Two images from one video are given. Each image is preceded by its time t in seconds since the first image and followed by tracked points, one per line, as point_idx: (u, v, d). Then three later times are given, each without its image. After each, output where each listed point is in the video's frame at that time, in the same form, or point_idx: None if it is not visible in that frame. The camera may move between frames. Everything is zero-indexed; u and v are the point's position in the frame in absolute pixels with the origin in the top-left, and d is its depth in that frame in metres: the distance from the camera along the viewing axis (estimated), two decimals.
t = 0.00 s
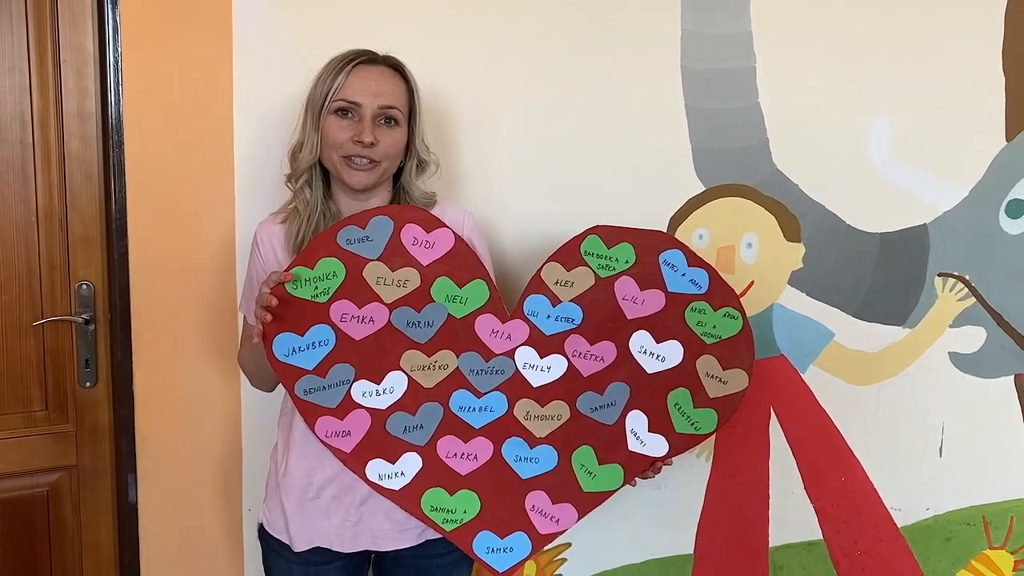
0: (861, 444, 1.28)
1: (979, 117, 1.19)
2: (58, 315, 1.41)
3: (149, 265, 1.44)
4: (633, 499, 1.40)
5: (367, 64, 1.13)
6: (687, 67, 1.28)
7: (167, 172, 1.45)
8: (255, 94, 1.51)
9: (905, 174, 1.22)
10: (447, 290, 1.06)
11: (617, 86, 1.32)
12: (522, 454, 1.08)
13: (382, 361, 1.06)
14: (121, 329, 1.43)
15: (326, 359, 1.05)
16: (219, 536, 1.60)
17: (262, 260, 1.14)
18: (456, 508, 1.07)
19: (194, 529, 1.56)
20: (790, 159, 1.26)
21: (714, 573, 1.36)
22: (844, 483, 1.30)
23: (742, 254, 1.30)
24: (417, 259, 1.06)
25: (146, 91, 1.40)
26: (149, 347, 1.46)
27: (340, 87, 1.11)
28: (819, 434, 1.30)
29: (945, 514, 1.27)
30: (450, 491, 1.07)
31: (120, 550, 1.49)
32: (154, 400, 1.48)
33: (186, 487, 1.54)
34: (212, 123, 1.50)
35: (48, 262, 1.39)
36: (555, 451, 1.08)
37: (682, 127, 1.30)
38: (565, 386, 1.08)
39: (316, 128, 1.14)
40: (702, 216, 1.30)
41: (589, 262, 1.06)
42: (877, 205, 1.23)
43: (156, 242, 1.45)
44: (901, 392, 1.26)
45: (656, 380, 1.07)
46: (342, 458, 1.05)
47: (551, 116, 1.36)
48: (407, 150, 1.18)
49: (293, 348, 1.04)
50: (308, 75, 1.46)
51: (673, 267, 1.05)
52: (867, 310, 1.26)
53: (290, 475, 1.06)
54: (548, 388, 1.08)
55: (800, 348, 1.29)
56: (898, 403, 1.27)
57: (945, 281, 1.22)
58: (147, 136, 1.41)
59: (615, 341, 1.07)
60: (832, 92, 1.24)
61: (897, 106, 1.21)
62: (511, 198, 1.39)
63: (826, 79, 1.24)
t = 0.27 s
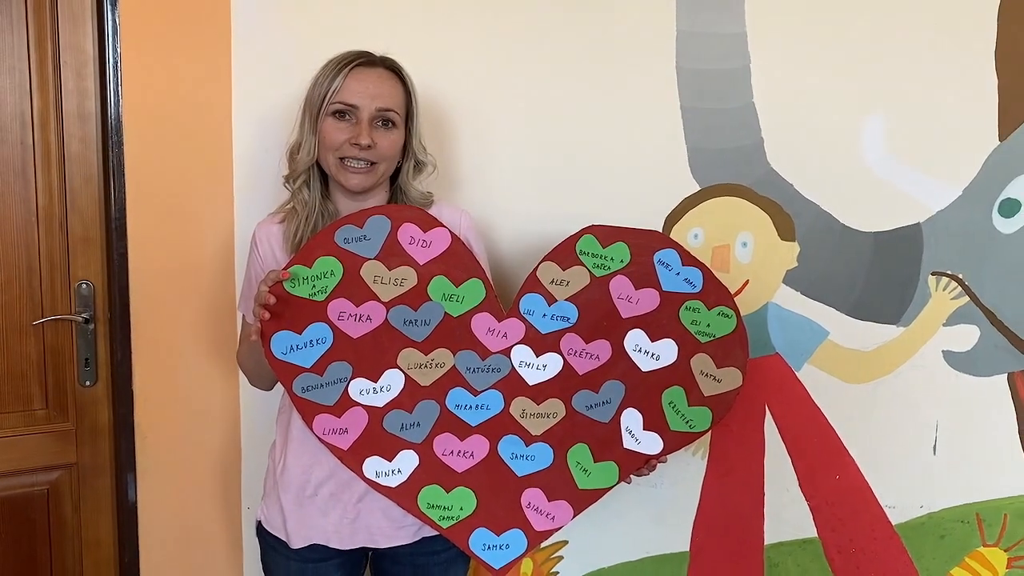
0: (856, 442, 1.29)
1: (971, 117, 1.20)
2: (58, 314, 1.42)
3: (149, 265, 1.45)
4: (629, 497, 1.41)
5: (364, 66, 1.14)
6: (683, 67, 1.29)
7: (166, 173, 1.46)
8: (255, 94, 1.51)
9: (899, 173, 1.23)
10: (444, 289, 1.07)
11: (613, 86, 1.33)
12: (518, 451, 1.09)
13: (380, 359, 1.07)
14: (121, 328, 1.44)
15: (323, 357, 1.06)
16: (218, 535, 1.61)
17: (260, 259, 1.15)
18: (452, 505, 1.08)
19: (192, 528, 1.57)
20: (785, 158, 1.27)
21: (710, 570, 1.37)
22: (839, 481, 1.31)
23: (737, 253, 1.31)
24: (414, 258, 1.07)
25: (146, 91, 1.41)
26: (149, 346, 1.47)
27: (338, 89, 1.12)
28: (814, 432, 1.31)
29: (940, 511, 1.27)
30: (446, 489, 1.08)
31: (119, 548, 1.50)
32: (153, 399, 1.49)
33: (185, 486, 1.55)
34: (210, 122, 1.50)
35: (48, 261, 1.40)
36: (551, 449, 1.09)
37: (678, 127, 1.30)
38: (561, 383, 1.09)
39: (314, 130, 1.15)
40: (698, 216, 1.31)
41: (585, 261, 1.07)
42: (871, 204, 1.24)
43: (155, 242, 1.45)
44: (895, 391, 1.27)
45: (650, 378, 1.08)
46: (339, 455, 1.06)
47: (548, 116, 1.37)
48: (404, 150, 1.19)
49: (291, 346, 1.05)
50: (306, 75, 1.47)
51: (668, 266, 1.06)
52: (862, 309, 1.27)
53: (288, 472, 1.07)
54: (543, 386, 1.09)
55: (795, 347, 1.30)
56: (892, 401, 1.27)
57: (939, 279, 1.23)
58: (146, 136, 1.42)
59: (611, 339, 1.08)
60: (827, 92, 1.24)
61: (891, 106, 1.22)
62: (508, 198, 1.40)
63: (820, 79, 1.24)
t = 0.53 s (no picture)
0: (851, 441, 1.30)
1: (967, 116, 1.20)
2: (56, 313, 1.42)
3: (146, 264, 1.46)
4: (625, 496, 1.41)
5: (361, 66, 1.15)
6: (678, 67, 1.30)
7: (164, 172, 1.45)
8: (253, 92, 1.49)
9: (894, 174, 1.23)
10: (439, 288, 1.08)
11: (610, 86, 1.34)
12: (513, 450, 1.09)
13: (375, 359, 1.08)
14: (119, 328, 1.45)
15: (319, 356, 1.06)
16: (216, 537, 1.59)
17: (256, 259, 1.14)
18: (447, 504, 1.08)
19: (191, 529, 1.56)
20: (780, 158, 1.27)
21: (706, 568, 1.38)
22: (834, 479, 1.31)
23: (732, 253, 1.31)
24: (409, 257, 1.07)
25: (143, 91, 1.41)
26: (147, 346, 1.47)
27: (334, 89, 1.13)
28: (809, 430, 1.31)
29: (934, 510, 1.28)
30: (442, 487, 1.08)
31: (117, 546, 1.51)
32: (151, 398, 1.49)
33: (183, 486, 1.54)
34: (207, 121, 1.48)
35: (47, 261, 1.41)
36: (545, 448, 1.09)
37: (674, 127, 1.31)
38: (555, 382, 1.09)
39: (310, 129, 1.15)
40: (693, 216, 1.32)
41: (579, 261, 1.08)
42: (866, 204, 1.25)
43: (152, 242, 1.45)
44: (890, 390, 1.27)
45: (644, 377, 1.09)
46: (334, 454, 1.06)
47: (544, 116, 1.37)
48: (400, 151, 1.20)
49: (286, 345, 1.05)
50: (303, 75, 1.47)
51: (662, 266, 1.07)
52: (856, 308, 1.27)
53: (284, 471, 1.07)
54: (538, 385, 1.09)
55: (790, 347, 1.31)
56: (887, 400, 1.28)
57: (933, 279, 1.23)
58: (144, 136, 1.42)
59: (605, 338, 1.09)
60: (822, 92, 1.25)
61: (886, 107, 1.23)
62: (505, 198, 1.41)
63: (816, 79, 1.25)
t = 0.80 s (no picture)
0: (848, 441, 1.30)
1: (963, 115, 1.20)
2: (53, 314, 1.43)
3: (144, 265, 1.46)
4: (623, 496, 1.41)
5: (356, 66, 1.15)
6: (675, 68, 1.30)
7: (163, 173, 1.45)
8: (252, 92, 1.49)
9: (891, 173, 1.23)
10: (434, 287, 1.08)
11: (607, 87, 1.34)
12: (508, 449, 1.10)
13: (370, 358, 1.08)
14: (117, 328, 1.45)
15: (314, 355, 1.06)
16: (214, 537, 1.59)
17: (251, 258, 1.15)
18: (443, 503, 1.09)
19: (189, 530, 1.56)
20: (777, 158, 1.27)
21: (704, 568, 1.38)
22: (831, 479, 1.31)
23: (729, 253, 1.31)
24: (404, 256, 1.07)
25: (141, 92, 1.41)
26: (145, 346, 1.48)
27: (330, 88, 1.13)
28: (806, 430, 1.31)
29: (931, 510, 1.28)
30: (437, 486, 1.09)
31: (115, 546, 1.51)
32: (149, 399, 1.49)
33: (181, 487, 1.54)
34: (206, 122, 1.48)
35: (45, 262, 1.41)
36: (541, 446, 1.09)
37: (671, 127, 1.31)
38: (551, 381, 1.09)
39: (305, 129, 1.15)
40: (690, 216, 1.32)
41: (575, 259, 1.08)
42: (863, 203, 1.25)
43: (151, 242, 1.46)
44: (887, 389, 1.27)
45: (640, 375, 1.09)
46: (330, 454, 1.06)
47: (541, 116, 1.38)
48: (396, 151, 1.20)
49: (281, 344, 1.05)
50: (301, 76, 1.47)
51: (658, 264, 1.07)
52: (853, 308, 1.27)
53: (280, 470, 1.08)
54: (534, 384, 1.09)
55: (786, 346, 1.31)
56: (884, 400, 1.28)
57: (929, 278, 1.23)
58: (142, 137, 1.43)
59: (601, 337, 1.09)
60: (819, 92, 1.25)
61: (882, 107, 1.23)
62: (502, 198, 1.41)
63: (812, 79, 1.25)
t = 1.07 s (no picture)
0: (849, 441, 1.29)
1: (963, 115, 1.20)
2: (53, 315, 1.42)
3: (144, 265, 1.46)
4: (623, 496, 1.41)
5: (354, 65, 1.15)
6: (675, 67, 1.29)
7: (162, 174, 1.45)
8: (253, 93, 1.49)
9: (892, 173, 1.23)
10: (432, 287, 1.08)
11: (607, 86, 1.33)
12: (507, 449, 1.09)
13: (368, 358, 1.08)
14: (116, 329, 1.45)
15: (312, 356, 1.06)
16: (214, 537, 1.59)
17: (249, 260, 1.15)
18: (442, 503, 1.08)
19: (190, 529, 1.56)
20: (777, 158, 1.27)
21: (704, 569, 1.37)
22: (832, 479, 1.31)
23: (729, 253, 1.31)
24: (402, 256, 1.07)
25: (141, 93, 1.41)
26: (144, 347, 1.47)
27: (327, 87, 1.13)
28: (806, 430, 1.31)
29: (932, 510, 1.27)
30: (436, 487, 1.08)
31: (116, 547, 1.51)
32: (150, 399, 1.49)
33: (181, 487, 1.54)
34: (207, 123, 1.49)
35: (44, 262, 1.41)
36: (540, 447, 1.09)
37: (672, 127, 1.31)
38: (550, 381, 1.09)
39: (303, 127, 1.15)
40: (690, 216, 1.32)
41: (573, 258, 1.08)
42: (863, 203, 1.24)
43: (150, 243, 1.46)
44: (888, 390, 1.27)
45: (639, 375, 1.09)
46: (329, 455, 1.06)
47: (541, 116, 1.37)
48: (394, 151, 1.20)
49: (279, 346, 1.05)
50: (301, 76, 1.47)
51: (656, 262, 1.07)
52: (853, 307, 1.27)
53: (279, 471, 1.07)
54: (532, 384, 1.09)
55: (787, 346, 1.30)
56: (885, 400, 1.27)
57: (930, 278, 1.23)
58: (142, 137, 1.43)
59: (600, 337, 1.09)
60: (820, 91, 1.25)
61: (883, 106, 1.22)
62: (501, 199, 1.40)
63: (813, 79, 1.25)
